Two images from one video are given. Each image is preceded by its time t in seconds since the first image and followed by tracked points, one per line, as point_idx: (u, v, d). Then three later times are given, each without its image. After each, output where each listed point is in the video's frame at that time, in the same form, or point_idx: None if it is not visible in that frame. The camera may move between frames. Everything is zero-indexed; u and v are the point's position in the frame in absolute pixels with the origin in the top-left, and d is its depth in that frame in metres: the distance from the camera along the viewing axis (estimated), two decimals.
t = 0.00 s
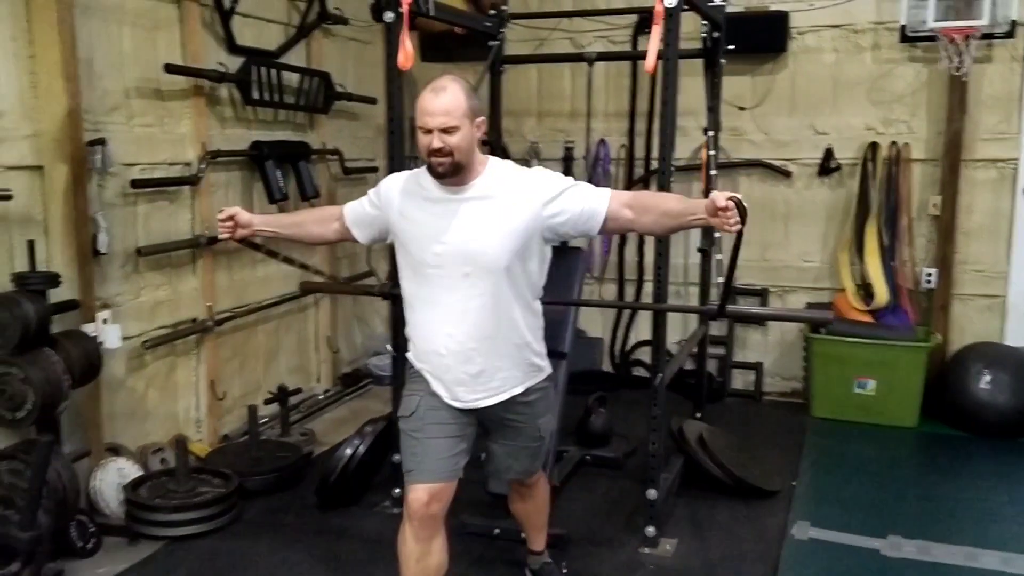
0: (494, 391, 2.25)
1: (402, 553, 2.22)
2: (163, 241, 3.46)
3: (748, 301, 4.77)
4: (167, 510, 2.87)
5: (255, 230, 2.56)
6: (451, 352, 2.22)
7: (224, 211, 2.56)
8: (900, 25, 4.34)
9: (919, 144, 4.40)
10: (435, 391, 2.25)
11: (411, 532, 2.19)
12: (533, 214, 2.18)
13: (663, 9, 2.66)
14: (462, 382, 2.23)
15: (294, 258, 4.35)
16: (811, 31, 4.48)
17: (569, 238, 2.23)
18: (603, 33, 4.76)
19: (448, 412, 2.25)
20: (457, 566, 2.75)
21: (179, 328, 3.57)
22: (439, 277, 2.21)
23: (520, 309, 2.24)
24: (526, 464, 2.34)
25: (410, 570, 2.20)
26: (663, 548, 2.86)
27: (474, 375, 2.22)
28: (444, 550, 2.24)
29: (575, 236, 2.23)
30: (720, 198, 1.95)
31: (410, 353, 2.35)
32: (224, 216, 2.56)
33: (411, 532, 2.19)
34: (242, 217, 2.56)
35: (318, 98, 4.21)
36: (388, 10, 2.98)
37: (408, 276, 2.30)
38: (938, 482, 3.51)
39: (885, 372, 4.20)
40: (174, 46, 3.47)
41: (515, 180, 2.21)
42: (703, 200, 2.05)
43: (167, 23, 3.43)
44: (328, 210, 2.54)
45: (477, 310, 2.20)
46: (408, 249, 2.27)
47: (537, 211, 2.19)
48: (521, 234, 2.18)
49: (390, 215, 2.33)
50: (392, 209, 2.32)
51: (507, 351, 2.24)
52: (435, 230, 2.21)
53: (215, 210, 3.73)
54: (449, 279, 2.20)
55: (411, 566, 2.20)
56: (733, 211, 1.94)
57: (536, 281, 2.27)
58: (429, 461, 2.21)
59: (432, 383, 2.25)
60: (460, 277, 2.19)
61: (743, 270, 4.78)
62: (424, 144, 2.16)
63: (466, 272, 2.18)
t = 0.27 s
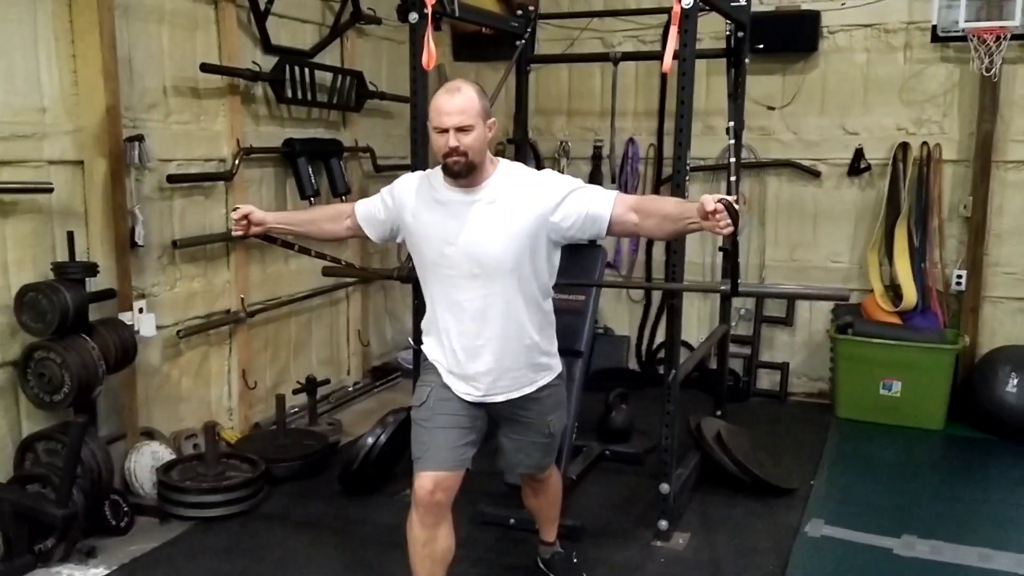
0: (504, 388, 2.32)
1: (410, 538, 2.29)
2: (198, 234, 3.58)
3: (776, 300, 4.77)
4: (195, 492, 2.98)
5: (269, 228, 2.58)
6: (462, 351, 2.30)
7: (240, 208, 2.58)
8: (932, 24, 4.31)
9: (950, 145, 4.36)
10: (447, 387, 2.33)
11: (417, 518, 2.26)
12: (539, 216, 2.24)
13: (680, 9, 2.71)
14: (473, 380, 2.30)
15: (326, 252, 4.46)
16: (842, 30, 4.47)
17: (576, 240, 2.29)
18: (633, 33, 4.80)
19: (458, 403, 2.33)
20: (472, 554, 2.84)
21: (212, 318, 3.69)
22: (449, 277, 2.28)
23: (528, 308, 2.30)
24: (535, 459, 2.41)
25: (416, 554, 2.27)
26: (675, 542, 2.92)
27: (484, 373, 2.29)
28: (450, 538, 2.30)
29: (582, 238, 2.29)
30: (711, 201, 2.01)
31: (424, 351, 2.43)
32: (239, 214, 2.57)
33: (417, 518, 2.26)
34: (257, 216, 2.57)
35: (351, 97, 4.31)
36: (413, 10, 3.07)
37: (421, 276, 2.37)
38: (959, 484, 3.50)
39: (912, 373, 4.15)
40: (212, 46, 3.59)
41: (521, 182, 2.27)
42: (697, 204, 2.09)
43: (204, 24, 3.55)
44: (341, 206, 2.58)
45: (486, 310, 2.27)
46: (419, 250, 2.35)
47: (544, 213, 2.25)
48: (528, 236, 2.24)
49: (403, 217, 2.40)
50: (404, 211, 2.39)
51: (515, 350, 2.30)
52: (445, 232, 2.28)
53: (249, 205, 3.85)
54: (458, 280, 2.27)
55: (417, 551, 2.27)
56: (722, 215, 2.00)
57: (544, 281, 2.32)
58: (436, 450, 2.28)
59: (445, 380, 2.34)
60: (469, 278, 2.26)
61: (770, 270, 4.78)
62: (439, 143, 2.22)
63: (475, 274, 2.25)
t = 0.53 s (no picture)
0: (526, 384, 2.35)
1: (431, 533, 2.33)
2: (228, 232, 3.65)
3: (802, 299, 4.75)
4: (223, 483, 3.06)
5: (279, 220, 2.55)
6: (482, 348, 2.33)
7: (253, 198, 2.52)
8: (961, 21, 4.27)
9: (980, 143, 4.32)
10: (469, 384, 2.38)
11: (438, 511, 2.29)
12: (554, 214, 2.24)
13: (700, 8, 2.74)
14: (494, 376, 2.34)
15: (354, 250, 4.52)
16: (869, 28, 4.44)
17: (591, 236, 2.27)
18: (659, 31, 4.81)
19: (479, 400, 2.37)
20: (494, 548, 2.88)
21: (242, 314, 3.76)
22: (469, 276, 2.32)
23: (547, 306, 2.32)
24: (554, 455, 2.44)
25: (437, 548, 2.30)
26: (696, 538, 2.94)
27: (505, 369, 2.33)
28: (470, 533, 2.33)
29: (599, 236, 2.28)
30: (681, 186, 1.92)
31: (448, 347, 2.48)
32: (250, 204, 2.52)
33: (438, 512, 2.29)
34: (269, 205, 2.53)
35: (379, 97, 4.36)
36: (437, 11, 3.12)
37: (443, 275, 2.40)
38: (985, 484, 3.48)
39: (939, 373, 4.12)
40: (242, 47, 3.67)
41: (536, 181, 2.27)
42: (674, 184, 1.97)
43: (235, 25, 3.62)
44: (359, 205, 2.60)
45: (506, 308, 2.30)
46: (440, 249, 2.39)
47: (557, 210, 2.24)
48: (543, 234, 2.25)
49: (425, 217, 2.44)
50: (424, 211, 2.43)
51: (535, 346, 2.33)
52: (463, 232, 2.31)
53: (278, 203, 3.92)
54: (477, 279, 2.31)
55: (438, 545, 2.30)
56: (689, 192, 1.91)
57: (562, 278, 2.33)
58: (457, 445, 2.32)
59: (467, 376, 2.38)
60: (487, 277, 2.29)
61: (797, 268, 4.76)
62: (458, 141, 2.28)
63: (493, 273, 2.28)
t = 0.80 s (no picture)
0: (542, 378, 2.35)
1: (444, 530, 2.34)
2: (242, 235, 3.68)
3: (816, 299, 4.74)
4: (239, 484, 3.08)
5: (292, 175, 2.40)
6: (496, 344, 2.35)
7: (275, 145, 2.32)
8: (975, 19, 4.25)
9: (994, 141, 4.29)
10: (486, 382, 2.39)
11: (452, 510, 2.31)
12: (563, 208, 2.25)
13: (710, 10, 2.74)
14: (510, 370, 2.35)
15: (367, 251, 4.54)
16: (882, 26, 4.42)
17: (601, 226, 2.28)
18: (671, 31, 4.81)
19: (495, 399, 2.38)
20: (507, 548, 2.89)
21: (256, 316, 3.78)
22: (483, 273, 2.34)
23: (560, 300, 2.32)
24: (569, 455, 2.44)
25: (451, 547, 2.32)
26: (709, 539, 2.94)
27: (519, 364, 2.34)
28: (484, 532, 2.34)
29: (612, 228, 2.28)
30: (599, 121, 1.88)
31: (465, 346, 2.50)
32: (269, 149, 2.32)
33: (452, 511, 2.31)
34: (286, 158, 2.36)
35: (391, 99, 4.38)
36: (448, 14, 3.14)
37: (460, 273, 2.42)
38: (1001, 484, 3.47)
39: (954, 372, 4.10)
40: (255, 51, 3.69)
41: (546, 177, 2.29)
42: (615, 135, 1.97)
43: (248, 29, 3.65)
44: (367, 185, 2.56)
45: (521, 302, 2.31)
46: (457, 246, 2.41)
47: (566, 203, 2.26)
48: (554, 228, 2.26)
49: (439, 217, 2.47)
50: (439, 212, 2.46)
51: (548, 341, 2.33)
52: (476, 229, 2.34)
53: (291, 205, 3.95)
54: (489, 276, 2.32)
55: (451, 544, 2.32)
56: (605, 123, 1.87)
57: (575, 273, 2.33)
58: (473, 444, 2.33)
59: (483, 373, 2.39)
60: (501, 272, 2.30)
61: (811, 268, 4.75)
62: (474, 139, 2.29)
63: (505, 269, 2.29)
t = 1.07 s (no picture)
0: (551, 377, 2.35)
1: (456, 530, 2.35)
2: (251, 239, 3.70)
3: (824, 301, 4.73)
4: (250, 486, 3.09)
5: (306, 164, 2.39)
6: (506, 343, 2.36)
7: (294, 135, 2.30)
8: (982, 21, 4.24)
9: (1002, 143, 4.29)
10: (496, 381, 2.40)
11: (464, 509, 2.32)
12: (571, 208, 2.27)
13: (716, 13, 2.74)
14: (519, 368, 2.36)
15: (375, 255, 4.56)
16: (890, 29, 4.42)
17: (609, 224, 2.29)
18: (678, 35, 4.81)
19: (505, 399, 2.39)
20: (517, 550, 2.90)
21: (265, 319, 3.80)
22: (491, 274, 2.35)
23: (569, 298, 2.33)
24: (579, 457, 2.45)
25: (463, 547, 2.32)
26: (719, 541, 2.94)
27: (529, 362, 2.34)
28: (495, 532, 2.34)
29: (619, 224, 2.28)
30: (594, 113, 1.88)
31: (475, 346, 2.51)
32: (287, 139, 2.29)
33: (464, 510, 2.32)
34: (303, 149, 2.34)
35: (399, 103, 4.40)
36: (455, 19, 3.16)
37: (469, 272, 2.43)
38: (1011, 486, 3.46)
39: (963, 375, 4.08)
40: (264, 56, 3.71)
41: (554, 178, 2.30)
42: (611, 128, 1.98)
43: (257, 35, 3.67)
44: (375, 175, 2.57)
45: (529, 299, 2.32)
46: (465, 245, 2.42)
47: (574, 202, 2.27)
48: (562, 228, 2.27)
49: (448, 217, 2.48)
50: (448, 213, 2.48)
51: (558, 339, 2.34)
52: (484, 229, 2.35)
53: (300, 209, 3.97)
54: (497, 275, 2.33)
55: (463, 544, 2.32)
56: (600, 113, 1.88)
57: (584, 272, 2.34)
58: (485, 444, 2.34)
59: (493, 373, 2.40)
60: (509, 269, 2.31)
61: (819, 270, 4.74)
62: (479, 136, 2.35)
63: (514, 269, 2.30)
